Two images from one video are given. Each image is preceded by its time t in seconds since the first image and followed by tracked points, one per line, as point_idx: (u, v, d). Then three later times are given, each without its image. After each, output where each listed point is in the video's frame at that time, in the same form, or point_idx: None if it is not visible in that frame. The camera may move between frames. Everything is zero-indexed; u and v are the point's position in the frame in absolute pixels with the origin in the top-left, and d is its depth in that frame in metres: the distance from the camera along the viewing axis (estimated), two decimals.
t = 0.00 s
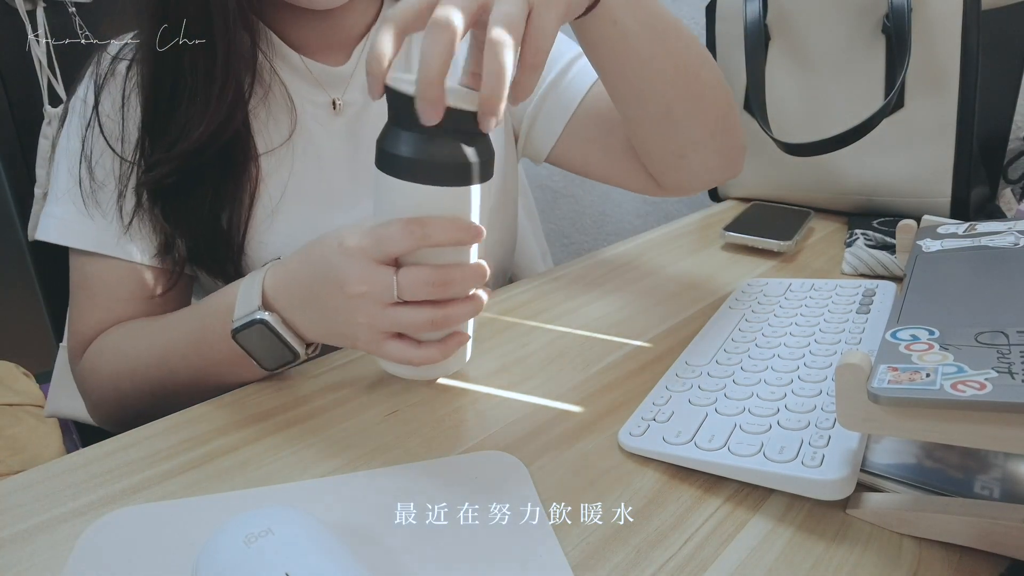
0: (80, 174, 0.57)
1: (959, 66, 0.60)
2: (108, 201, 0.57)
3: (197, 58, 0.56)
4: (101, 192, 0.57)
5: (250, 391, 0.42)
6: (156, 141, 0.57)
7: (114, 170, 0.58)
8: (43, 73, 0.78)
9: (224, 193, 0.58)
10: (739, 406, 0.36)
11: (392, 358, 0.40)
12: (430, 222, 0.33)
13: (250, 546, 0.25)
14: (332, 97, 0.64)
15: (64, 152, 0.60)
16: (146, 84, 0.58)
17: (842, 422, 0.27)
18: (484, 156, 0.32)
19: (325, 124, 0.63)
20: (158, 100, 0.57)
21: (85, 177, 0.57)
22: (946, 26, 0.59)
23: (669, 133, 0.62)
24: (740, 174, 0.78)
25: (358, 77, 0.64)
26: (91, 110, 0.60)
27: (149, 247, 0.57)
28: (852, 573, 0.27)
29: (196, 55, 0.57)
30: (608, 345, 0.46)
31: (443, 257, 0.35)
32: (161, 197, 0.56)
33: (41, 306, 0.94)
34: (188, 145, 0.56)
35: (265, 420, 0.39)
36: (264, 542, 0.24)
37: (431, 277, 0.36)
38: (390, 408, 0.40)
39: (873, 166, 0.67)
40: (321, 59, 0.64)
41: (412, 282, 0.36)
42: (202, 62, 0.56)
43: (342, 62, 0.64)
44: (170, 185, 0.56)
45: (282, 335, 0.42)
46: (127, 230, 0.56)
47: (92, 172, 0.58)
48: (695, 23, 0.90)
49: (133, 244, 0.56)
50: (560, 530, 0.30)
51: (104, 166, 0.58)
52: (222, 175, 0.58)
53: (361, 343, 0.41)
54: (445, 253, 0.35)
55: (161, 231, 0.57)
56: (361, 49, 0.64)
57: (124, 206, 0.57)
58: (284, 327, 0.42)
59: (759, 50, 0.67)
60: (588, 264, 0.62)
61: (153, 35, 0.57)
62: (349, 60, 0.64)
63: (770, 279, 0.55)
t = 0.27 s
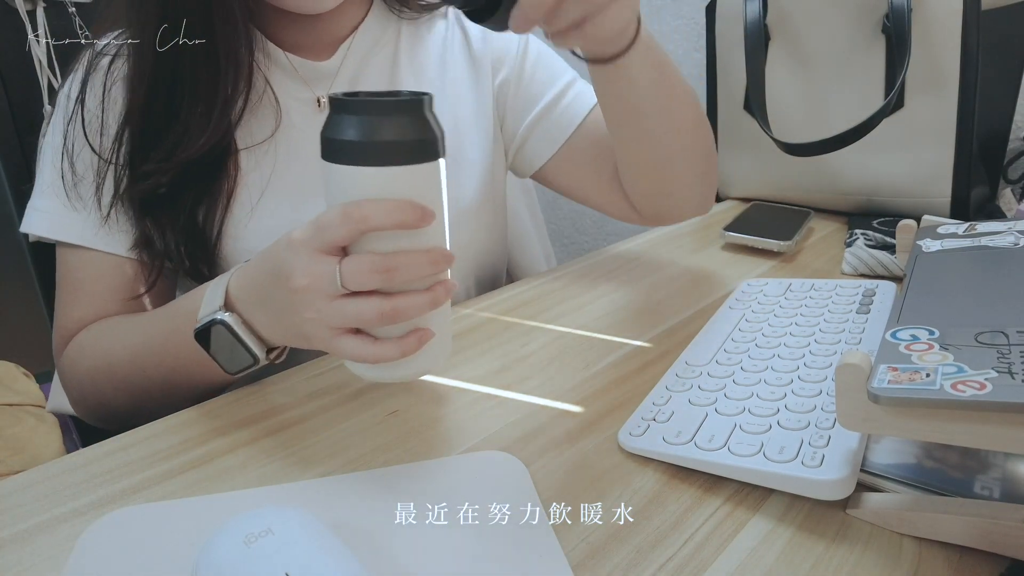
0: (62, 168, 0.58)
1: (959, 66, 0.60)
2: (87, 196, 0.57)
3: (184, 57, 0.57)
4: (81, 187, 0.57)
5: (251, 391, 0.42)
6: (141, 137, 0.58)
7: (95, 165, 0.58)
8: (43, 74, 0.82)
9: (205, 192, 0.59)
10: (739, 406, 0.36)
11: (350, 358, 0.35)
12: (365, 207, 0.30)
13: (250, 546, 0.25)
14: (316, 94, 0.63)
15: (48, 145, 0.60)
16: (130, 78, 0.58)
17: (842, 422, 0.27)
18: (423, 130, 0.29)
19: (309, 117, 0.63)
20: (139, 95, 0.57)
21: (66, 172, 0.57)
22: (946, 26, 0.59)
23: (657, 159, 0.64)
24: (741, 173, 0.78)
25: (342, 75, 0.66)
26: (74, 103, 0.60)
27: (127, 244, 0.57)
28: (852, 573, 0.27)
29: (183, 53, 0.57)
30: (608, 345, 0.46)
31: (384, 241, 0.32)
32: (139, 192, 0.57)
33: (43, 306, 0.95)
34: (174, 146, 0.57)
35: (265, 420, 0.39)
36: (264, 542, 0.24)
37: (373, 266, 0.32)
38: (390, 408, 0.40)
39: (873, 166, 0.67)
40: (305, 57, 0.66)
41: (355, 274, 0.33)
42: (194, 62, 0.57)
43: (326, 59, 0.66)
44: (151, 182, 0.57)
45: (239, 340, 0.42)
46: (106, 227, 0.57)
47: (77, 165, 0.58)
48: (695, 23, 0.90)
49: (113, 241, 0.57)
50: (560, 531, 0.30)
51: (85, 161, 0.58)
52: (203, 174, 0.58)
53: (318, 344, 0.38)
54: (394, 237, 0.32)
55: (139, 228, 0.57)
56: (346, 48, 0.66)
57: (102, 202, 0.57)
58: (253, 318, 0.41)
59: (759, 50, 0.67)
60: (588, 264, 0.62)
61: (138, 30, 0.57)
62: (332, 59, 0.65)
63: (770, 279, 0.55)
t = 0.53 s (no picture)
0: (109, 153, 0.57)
1: (959, 65, 0.59)
2: (134, 181, 0.56)
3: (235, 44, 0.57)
4: (133, 172, 0.56)
5: (251, 391, 0.42)
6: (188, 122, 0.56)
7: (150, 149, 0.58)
8: (43, 74, 0.83)
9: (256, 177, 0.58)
10: (739, 406, 0.36)
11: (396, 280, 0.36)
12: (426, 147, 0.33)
13: (250, 546, 0.25)
14: (361, 93, 0.64)
15: (98, 133, 0.59)
16: (181, 65, 0.58)
17: (842, 422, 0.27)
18: (485, 138, 0.34)
19: (350, 116, 0.63)
20: (189, 82, 0.57)
21: (115, 156, 0.56)
22: (946, 25, 0.59)
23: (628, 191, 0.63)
24: (740, 173, 0.78)
25: (384, 73, 0.65)
26: (125, 91, 0.60)
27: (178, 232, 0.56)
28: (852, 573, 0.27)
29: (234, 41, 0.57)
30: (608, 345, 0.46)
31: (432, 183, 0.33)
32: (191, 179, 0.56)
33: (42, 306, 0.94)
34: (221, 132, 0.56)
35: (264, 420, 0.39)
36: (264, 542, 0.24)
37: (416, 207, 0.33)
38: (390, 407, 0.40)
39: (873, 166, 0.67)
40: (350, 51, 0.65)
41: (403, 207, 0.34)
42: (237, 51, 0.57)
43: (370, 54, 0.65)
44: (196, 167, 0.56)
45: (303, 253, 0.41)
46: (155, 213, 0.55)
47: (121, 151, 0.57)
48: (695, 22, 0.90)
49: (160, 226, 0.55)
50: (560, 531, 0.30)
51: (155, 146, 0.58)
52: (247, 161, 0.57)
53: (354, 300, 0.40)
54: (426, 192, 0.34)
55: (182, 214, 0.56)
56: (389, 45, 0.65)
57: (150, 188, 0.56)
58: (309, 251, 0.41)
59: (759, 49, 0.67)
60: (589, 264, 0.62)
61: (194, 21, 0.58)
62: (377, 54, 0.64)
63: (770, 278, 0.55)
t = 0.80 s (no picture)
0: (104, 167, 0.56)
1: (959, 65, 0.59)
2: (129, 194, 0.55)
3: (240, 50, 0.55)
4: (129, 186, 0.55)
5: (251, 391, 0.42)
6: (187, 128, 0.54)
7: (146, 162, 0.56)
8: (44, 74, 0.84)
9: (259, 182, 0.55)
10: (739, 406, 0.36)
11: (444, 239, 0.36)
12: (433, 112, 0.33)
13: (250, 546, 0.25)
14: (364, 96, 0.64)
15: (92, 144, 0.58)
16: (181, 73, 0.56)
17: (842, 422, 0.27)
18: (500, 57, 0.32)
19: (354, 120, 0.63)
20: (188, 89, 0.55)
21: (110, 170, 0.55)
22: (945, 25, 0.59)
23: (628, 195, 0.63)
24: (740, 173, 0.78)
25: (388, 75, 0.65)
26: (121, 102, 0.58)
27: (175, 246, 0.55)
28: (852, 573, 0.27)
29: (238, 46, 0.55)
30: (608, 345, 0.46)
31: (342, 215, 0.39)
32: (192, 188, 0.54)
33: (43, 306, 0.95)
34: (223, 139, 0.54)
35: (264, 420, 0.39)
36: (263, 543, 0.24)
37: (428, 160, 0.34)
38: (390, 408, 0.40)
39: (873, 166, 0.67)
40: (354, 54, 0.64)
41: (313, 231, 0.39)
42: (244, 55, 0.55)
43: (372, 57, 0.64)
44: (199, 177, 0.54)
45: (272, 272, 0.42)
46: (152, 226, 0.54)
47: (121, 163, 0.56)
48: (694, 22, 0.90)
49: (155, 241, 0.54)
50: (560, 531, 0.30)
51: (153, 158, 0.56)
52: (251, 170, 0.55)
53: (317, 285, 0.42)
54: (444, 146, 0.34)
55: (185, 223, 0.54)
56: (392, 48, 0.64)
57: (146, 202, 0.55)
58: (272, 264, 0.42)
59: (759, 49, 0.67)
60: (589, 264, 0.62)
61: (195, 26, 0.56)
62: (382, 57, 0.64)
63: (770, 278, 0.55)
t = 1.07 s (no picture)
0: (104, 179, 0.54)
1: (958, 65, 0.59)
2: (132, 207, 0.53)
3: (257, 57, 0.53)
4: (131, 198, 0.54)
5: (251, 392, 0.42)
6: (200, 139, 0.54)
7: (151, 174, 0.55)
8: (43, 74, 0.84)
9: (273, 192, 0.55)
10: (739, 406, 0.36)
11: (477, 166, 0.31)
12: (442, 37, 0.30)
13: (250, 547, 0.25)
14: (374, 100, 0.62)
15: (91, 155, 0.56)
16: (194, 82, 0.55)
17: (842, 422, 0.27)
18: None
19: (365, 124, 0.62)
20: (202, 98, 0.54)
21: (111, 181, 0.54)
22: (945, 24, 0.59)
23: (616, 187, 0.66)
24: (740, 173, 0.78)
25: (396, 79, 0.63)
26: (124, 112, 0.57)
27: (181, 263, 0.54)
28: (852, 573, 0.27)
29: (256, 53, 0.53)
30: (608, 345, 0.46)
31: (271, 249, 0.40)
32: (205, 198, 0.53)
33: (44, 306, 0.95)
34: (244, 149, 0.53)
35: (264, 420, 0.39)
36: (263, 543, 0.24)
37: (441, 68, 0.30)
38: (390, 407, 0.40)
39: (873, 166, 0.67)
40: (360, 58, 0.62)
41: (244, 272, 0.39)
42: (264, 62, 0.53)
43: (378, 60, 0.63)
44: (214, 188, 0.53)
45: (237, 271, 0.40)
46: (158, 241, 0.53)
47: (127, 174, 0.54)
48: (694, 22, 0.90)
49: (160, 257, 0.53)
50: (560, 530, 0.30)
51: (158, 171, 0.55)
52: (269, 181, 0.54)
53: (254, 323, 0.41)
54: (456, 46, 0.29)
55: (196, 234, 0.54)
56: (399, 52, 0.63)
57: (150, 216, 0.54)
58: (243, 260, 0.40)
59: (759, 49, 0.67)
60: (589, 264, 0.62)
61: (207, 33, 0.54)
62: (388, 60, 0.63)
63: (770, 278, 0.55)
